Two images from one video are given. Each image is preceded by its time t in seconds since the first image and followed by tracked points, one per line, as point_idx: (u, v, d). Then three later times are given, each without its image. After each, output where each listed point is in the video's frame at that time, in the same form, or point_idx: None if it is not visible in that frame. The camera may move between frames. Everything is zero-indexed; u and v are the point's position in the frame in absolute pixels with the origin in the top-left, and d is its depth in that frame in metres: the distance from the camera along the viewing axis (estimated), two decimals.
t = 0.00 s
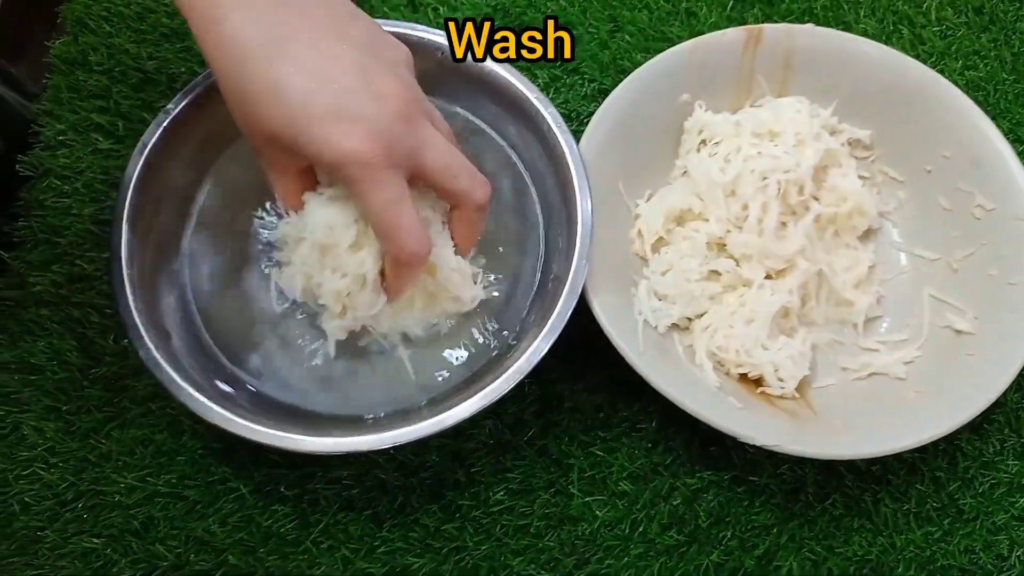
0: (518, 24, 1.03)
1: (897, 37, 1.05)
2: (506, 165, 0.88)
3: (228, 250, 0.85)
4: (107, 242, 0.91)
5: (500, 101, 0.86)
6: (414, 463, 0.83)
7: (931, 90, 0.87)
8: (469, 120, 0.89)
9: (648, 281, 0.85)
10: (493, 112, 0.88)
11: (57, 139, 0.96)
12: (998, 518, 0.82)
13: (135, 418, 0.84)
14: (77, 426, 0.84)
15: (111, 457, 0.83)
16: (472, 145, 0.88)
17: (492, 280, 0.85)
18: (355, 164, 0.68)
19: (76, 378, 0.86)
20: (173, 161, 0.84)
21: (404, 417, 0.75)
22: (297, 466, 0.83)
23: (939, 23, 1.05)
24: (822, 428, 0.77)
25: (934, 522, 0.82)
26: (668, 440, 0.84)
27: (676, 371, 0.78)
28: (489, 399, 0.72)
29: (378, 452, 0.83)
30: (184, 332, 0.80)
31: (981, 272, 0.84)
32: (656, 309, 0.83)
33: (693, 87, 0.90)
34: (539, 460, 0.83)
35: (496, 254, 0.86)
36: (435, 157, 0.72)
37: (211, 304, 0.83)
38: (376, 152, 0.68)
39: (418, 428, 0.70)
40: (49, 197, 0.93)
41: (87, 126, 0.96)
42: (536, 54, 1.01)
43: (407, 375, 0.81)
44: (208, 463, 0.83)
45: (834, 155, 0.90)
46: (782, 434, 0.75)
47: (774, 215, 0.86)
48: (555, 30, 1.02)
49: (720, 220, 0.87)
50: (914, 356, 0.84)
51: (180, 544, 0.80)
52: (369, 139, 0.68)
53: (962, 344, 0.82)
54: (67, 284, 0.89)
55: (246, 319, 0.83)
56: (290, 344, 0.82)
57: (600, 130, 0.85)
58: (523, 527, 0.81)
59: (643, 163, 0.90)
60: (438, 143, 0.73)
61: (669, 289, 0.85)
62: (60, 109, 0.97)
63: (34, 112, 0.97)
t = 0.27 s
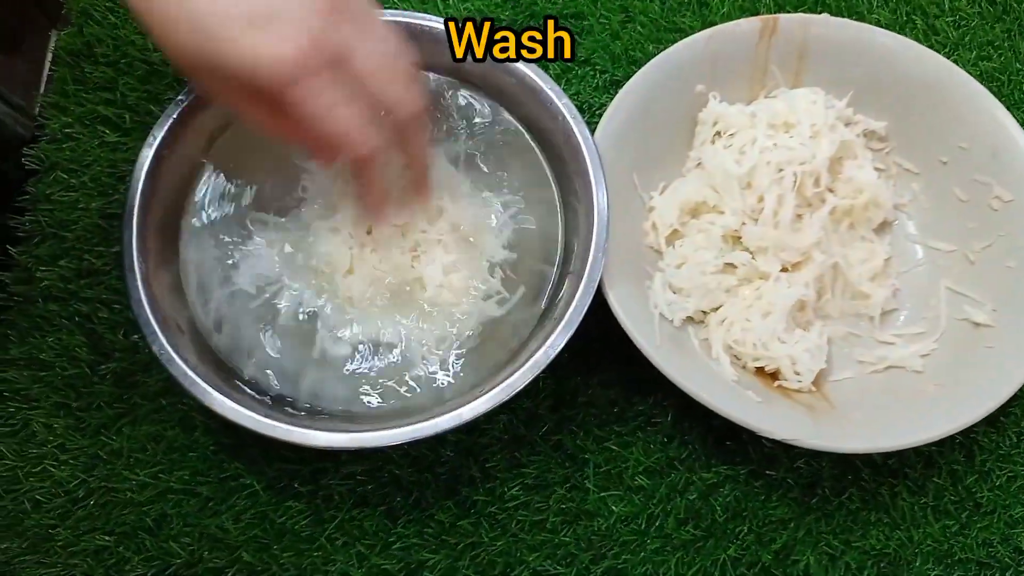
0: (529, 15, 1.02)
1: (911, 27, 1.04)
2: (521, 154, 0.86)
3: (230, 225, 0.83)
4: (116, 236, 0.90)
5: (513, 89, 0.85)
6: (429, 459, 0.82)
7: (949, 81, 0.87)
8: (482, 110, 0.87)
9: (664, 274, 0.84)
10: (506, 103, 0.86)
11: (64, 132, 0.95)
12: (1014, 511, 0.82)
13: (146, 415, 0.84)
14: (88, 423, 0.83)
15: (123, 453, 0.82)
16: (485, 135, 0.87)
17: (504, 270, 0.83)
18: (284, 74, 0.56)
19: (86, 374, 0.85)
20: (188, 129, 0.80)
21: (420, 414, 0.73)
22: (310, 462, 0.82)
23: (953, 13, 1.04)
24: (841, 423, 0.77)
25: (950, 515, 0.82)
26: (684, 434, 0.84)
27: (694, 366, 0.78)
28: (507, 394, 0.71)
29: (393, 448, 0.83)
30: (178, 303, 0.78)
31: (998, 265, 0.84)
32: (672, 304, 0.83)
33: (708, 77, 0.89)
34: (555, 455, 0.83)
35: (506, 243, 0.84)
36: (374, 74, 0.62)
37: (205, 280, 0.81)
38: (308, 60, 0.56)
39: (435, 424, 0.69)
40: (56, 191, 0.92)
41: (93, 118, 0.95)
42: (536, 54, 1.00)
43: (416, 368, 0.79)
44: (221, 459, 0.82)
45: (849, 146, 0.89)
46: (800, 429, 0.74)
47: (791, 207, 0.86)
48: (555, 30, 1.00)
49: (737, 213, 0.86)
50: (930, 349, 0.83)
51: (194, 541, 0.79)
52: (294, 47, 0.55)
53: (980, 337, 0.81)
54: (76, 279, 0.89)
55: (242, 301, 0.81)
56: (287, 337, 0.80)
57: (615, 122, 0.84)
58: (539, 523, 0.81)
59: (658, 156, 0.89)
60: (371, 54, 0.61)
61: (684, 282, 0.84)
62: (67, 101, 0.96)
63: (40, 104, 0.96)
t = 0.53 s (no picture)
0: (534, 10, 1.02)
1: (917, 20, 1.03)
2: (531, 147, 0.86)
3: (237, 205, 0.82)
4: (120, 237, 0.90)
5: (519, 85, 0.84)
6: (439, 458, 0.82)
7: (957, 73, 0.86)
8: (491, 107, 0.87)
9: (673, 270, 0.84)
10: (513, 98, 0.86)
11: (68, 133, 0.94)
12: None
13: (154, 417, 0.83)
14: (95, 425, 0.83)
15: (131, 456, 0.82)
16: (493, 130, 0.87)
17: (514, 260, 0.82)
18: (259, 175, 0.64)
19: (93, 376, 0.84)
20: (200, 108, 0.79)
21: (430, 413, 0.73)
22: (319, 463, 0.82)
23: (958, 5, 1.04)
24: (853, 418, 0.77)
25: (964, 509, 0.82)
26: (695, 431, 0.83)
27: (706, 362, 0.77)
28: (518, 392, 0.70)
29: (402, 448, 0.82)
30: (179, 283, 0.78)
31: (1009, 257, 0.83)
32: (682, 300, 0.82)
33: (715, 70, 0.89)
34: (565, 452, 0.82)
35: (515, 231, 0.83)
36: (348, 163, 0.67)
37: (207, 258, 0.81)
38: (293, 162, 0.64)
39: (446, 424, 0.69)
40: (60, 193, 0.91)
41: (96, 119, 0.95)
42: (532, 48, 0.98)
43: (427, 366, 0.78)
44: (229, 461, 0.82)
45: (857, 140, 0.89)
46: (813, 424, 0.74)
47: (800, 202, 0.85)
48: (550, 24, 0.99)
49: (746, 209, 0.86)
50: (941, 342, 0.83)
51: (203, 543, 0.79)
52: (274, 149, 0.63)
53: (992, 329, 0.81)
54: (81, 281, 0.88)
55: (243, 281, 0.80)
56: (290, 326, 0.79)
57: (623, 117, 0.83)
58: (551, 521, 0.80)
59: (665, 151, 0.89)
60: (348, 147, 0.68)
61: (693, 278, 0.83)
62: (70, 102, 0.95)
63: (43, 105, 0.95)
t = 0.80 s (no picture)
0: (532, 5, 1.01)
1: (918, 11, 1.03)
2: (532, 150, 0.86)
3: (238, 209, 0.83)
4: (119, 239, 0.89)
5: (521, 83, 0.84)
6: (442, 458, 0.82)
7: (961, 66, 0.86)
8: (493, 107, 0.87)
9: (677, 267, 0.83)
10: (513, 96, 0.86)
11: (64, 134, 0.93)
12: None
13: (155, 419, 0.83)
14: (96, 428, 0.82)
15: (132, 458, 0.81)
16: (494, 130, 0.86)
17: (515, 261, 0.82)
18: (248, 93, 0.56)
19: (93, 379, 0.84)
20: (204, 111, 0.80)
21: (433, 413, 0.72)
22: (322, 464, 0.81)
23: None
24: (860, 413, 0.76)
25: (969, 504, 0.81)
26: (699, 428, 0.83)
27: (710, 360, 0.77)
28: (522, 391, 0.70)
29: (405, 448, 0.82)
30: (179, 283, 0.77)
31: (1014, 250, 0.83)
32: (685, 297, 0.82)
33: (717, 65, 0.88)
34: (569, 451, 0.82)
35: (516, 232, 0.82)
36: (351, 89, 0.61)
37: (208, 260, 0.81)
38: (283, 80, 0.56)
39: (450, 424, 0.68)
40: (57, 194, 0.91)
41: (93, 119, 0.94)
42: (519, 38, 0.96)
43: (430, 365, 0.78)
44: (232, 462, 0.81)
45: (860, 134, 0.88)
46: (819, 421, 0.74)
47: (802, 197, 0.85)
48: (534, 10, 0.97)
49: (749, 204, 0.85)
50: (946, 337, 0.82)
51: (206, 546, 0.78)
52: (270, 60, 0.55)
53: (997, 324, 0.81)
54: (80, 283, 0.87)
55: (243, 285, 0.80)
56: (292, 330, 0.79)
57: (623, 112, 0.83)
58: (556, 520, 0.80)
59: (667, 145, 0.88)
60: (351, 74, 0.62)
61: (697, 274, 0.82)
62: (66, 103, 0.94)
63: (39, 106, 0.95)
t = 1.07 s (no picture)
0: (535, 4, 1.00)
1: (922, 7, 1.02)
2: (535, 150, 0.85)
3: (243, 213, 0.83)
4: (123, 241, 0.89)
5: (525, 83, 0.84)
6: (448, 458, 0.82)
7: (967, 62, 0.86)
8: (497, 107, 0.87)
9: (681, 265, 0.83)
10: (517, 96, 0.85)
11: (67, 137, 0.93)
12: None
13: (160, 421, 0.83)
14: (101, 431, 0.82)
15: (138, 461, 0.81)
16: (499, 130, 0.86)
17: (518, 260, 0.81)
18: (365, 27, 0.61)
19: (97, 381, 0.84)
20: (211, 114, 0.81)
21: (438, 414, 0.72)
22: (327, 466, 0.81)
23: None
24: (867, 412, 0.76)
25: (977, 501, 0.81)
26: (705, 427, 0.83)
27: (715, 358, 0.77)
28: (527, 392, 0.70)
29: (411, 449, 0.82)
30: (183, 286, 0.77)
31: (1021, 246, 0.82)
32: (690, 296, 0.81)
33: (721, 63, 0.88)
34: (574, 451, 0.82)
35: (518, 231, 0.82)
36: None
37: (212, 263, 0.81)
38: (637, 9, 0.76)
39: (456, 425, 0.68)
40: (60, 197, 0.90)
41: (96, 122, 0.94)
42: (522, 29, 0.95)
43: (433, 368, 0.78)
44: (237, 464, 0.81)
45: (866, 131, 0.88)
46: (825, 419, 0.73)
47: (807, 195, 0.85)
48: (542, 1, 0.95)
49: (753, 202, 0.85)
50: (953, 334, 0.82)
51: (212, 547, 0.78)
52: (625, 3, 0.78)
53: (1005, 321, 0.80)
54: (84, 285, 0.87)
55: (247, 290, 0.80)
56: (294, 332, 0.79)
57: (627, 111, 0.83)
58: (562, 520, 0.80)
59: (671, 144, 0.88)
60: None
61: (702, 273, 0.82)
62: (68, 105, 0.94)
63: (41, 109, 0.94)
